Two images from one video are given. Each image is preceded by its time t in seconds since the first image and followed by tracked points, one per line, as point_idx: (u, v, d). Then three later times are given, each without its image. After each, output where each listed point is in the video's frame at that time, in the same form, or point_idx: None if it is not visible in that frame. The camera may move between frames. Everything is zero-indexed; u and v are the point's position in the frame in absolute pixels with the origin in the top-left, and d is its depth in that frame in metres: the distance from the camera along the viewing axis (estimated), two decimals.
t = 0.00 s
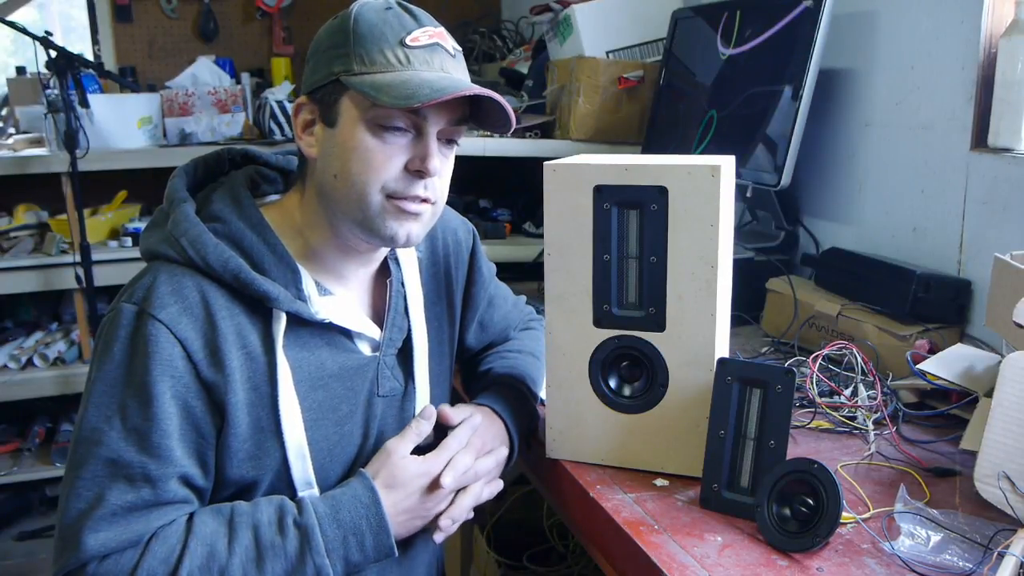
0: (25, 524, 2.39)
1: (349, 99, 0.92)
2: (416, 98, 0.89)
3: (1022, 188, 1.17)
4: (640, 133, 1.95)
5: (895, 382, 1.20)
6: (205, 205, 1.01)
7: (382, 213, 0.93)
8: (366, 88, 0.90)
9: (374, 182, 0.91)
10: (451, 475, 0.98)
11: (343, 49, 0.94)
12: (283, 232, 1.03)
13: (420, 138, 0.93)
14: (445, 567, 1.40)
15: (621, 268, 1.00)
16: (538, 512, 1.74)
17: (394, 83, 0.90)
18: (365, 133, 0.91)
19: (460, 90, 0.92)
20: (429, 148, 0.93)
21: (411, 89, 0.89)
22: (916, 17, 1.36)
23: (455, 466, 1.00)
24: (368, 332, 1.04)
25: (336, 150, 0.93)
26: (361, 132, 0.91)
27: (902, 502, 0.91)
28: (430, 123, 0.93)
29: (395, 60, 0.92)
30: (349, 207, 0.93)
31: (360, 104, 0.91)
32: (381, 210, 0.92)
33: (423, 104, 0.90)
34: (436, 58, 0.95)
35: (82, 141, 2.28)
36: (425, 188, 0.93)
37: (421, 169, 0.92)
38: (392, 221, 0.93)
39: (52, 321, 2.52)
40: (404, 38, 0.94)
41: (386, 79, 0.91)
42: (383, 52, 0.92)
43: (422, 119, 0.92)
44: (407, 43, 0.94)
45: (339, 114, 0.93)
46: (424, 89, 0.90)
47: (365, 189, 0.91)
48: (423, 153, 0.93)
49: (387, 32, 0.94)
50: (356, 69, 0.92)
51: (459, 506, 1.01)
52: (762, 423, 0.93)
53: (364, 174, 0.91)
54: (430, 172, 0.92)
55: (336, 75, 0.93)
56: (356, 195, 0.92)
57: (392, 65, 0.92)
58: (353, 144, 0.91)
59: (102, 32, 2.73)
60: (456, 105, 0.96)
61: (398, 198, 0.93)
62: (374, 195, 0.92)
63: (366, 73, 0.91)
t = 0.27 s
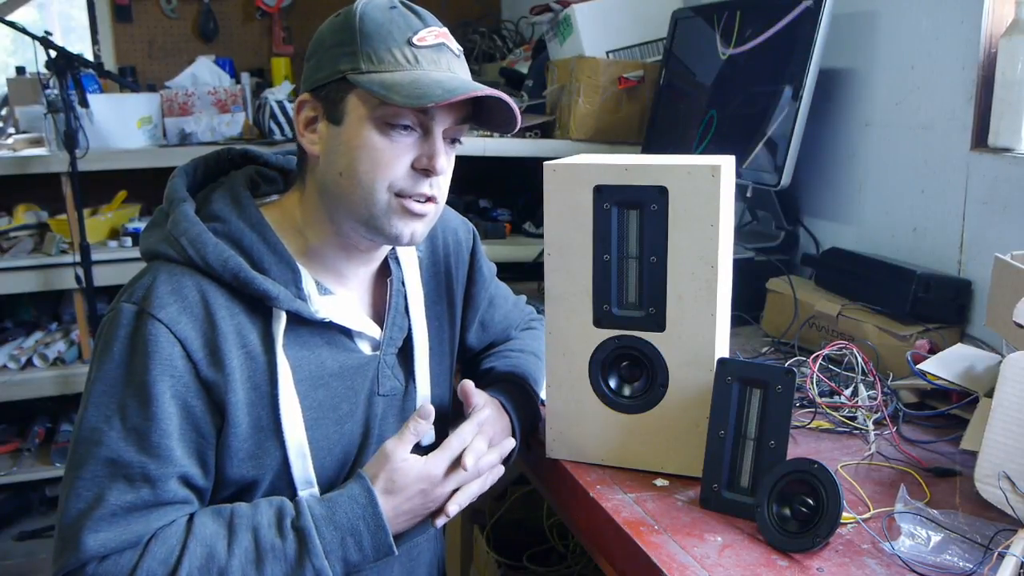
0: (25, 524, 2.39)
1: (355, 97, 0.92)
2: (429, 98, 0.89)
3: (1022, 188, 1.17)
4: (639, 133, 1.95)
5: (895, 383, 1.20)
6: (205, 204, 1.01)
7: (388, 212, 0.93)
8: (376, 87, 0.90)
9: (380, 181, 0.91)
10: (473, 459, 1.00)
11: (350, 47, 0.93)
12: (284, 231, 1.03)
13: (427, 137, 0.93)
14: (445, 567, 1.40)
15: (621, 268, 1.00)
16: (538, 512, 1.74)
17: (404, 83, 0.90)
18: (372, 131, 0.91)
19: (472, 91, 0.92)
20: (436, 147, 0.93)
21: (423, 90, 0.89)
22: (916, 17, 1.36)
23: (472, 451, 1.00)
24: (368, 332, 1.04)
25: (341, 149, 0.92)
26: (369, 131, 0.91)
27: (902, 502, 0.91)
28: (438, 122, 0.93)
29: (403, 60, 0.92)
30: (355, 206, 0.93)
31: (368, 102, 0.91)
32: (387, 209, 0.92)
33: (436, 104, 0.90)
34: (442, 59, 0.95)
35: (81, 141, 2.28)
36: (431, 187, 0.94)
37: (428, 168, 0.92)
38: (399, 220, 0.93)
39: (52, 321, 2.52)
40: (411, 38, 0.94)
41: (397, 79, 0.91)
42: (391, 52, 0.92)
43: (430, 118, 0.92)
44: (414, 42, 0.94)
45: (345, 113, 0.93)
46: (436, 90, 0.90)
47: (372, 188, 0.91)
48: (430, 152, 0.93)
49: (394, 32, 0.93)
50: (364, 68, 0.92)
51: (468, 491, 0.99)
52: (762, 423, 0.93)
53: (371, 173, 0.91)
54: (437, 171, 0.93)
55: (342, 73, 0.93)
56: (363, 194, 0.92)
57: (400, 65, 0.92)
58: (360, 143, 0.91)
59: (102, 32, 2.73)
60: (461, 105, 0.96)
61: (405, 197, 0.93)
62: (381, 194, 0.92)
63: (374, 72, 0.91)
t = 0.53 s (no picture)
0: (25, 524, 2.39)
1: (339, 92, 0.93)
2: (397, 83, 0.88)
3: (1022, 188, 1.17)
4: (640, 133, 1.95)
5: (895, 383, 1.20)
6: (206, 205, 1.02)
7: (369, 205, 0.92)
8: (352, 78, 0.90)
9: (360, 172, 0.91)
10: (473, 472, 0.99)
11: (335, 43, 0.94)
12: (284, 231, 1.03)
13: (408, 129, 0.93)
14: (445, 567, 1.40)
15: (621, 268, 1.00)
16: (538, 512, 1.74)
17: (379, 72, 0.90)
18: (352, 123, 0.91)
19: (441, 73, 0.91)
20: (416, 138, 0.92)
21: (392, 76, 0.89)
22: (916, 17, 1.36)
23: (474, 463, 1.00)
24: (369, 334, 1.04)
25: (326, 143, 0.93)
26: (349, 124, 0.92)
27: (902, 502, 0.91)
28: (418, 113, 0.93)
29: (382, 51, 0.92)
30: (339, 200, 0.93)
31: (348, 95, 0.92)
32: (368, 201, 0.92)
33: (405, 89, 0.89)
34: (423, 48, 0.94)
35: (82, 141, 2.28)
36: (412, 179, 0.93)
37: (407, 159, 0.92)
38: (380, 212, 0.93)
39: (52, 320, 2.52)
40: (393, 30, 0.94)
41: (371, 69, 0.91)
42: (371, 43, 0.92)
43: (409, 109, 0.92)
44: (396, 34, 0.93)
45: (330, 108, 0.93)
46: (405, 75, 0.89)
47: (352, 180, 0.92)
48: (410, 143, 0.92)
49: (377, 25, 0.94)
50: (345, 61, 0.92)
51: (469, 502, 1.00)
52: (763, 424, 0.93)
53: (351, 165, 0.91)
54: (417, 162, 0.92)
55: (327, 69, 0.94)
56: (345, 187, 0.92)
57: (379, 56, 0.92)
58: (342, 136, 0.92)
59: (102, 32, 2.73)
60: (447, 97, 0.96)
61: (386, 189, 0.93)
62: (361, 186, 0.92)
63: (353, 64, 0.91)
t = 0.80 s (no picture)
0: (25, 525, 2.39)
1: (335, 92, 0.92)
2: (391, 82, 0.88)
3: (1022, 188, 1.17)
4: (639, 133, 1.95)
5: (895, 383, 1.20)
6: (205, 204, 1.01)
7: (367, 205, 0.92)
8: (348, 78, 0.90)
9: (357, 172, 0.91)
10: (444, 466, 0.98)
11: (330, 42, 0.94)
12: (283, 231, 1.03)
13: (404, 128, 0.93)
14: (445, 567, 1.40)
15: (621, 268, 1.00)
16: (538, 512, 1.74)
17: (374, 71, 0.90)
18: (348, 124, 0.91)
19: (435, 73, 0.91)
20: (412, 137, 0.92)
21: (388, 75, 0.89)
22: (916, 17, 1.36)
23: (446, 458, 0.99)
24: (367, 332, 1.04)
25: (323, 143, 0.93)
26: (345, 123, 0.92)
27: (902, 502, 0.91)
28: (414, 113, 0.93)
29: (377, 50, 0.92)
30: (337, 200, 0.93)
31: (344, 95, 0.92)
32: (366, 201, 0.92)
33: (400, 88, 0.89)
34: (419, 48, 0.94)
35: (81, 141, 2.28)
36: (410, 178, 0.93)
37: (404, 159, 0.92)
38: (379, 211, 0.93)
39: (52, 321, 2.52)
40: (388, 29, 0.94)
41: (366, 69, 0.91)
42: (366, 43, 0.92)
43: (404, 109, 0.92)
44: (391, 33, 0.93)
45: (326, 108, 0.93)
46: (401, 74, 0.89)
47: (350, 180, 0.92)
48: (406, 142, 0.92)
49: (371, 24, 0.94)
50: (341, 60, 0.92)
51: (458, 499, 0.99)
52: (763, 423, 0.93)
53: (348, 165, 0.91)
54: (414, 161, 0.92)
55: (323, 68, 0.93)
56: (342, 187, 0.92)
57: (375, 55, 0.92)
58: (339, 136, 0.92)
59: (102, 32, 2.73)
60: (443, 96, 0.96)
61: (384, 189, 0.92)
62: (359, 186, 0.92)
63: (349, 63, 0.91)
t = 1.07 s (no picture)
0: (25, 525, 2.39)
1: (336, 93, 0.93)
2: (394, 86, 0.89)
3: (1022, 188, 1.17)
4: (639, 133, 1.95)
5: (895, 383, 1.20)
6: (204, 203, 1.01)
7: (368, 206, 0.92)
8: (350, 79, 0.90)
9: (358, 173, 0.91)
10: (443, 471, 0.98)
11: (331, 43, 0.94)
12: (281, 230, 1.03)
13: (405, 130, 0.93)
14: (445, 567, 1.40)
15: (621, 268, 1.00)
16: (538, 512, 1.74)
17: (375, 74, 0.90)
18: (349, 125, 0.91)
19: (437, 77, 0.91)
20: (413, 139, 0.93)
21: (390, 78, 0.89)
22: (916, 17, 1.36)
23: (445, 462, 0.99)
24: (366, 332, 1.04)
25: (324, 144, 0.93)
26: (346, 125, 0.92)
27: (902, 502, 0.91)
28: (415, 115, 0.93)
29: (379, 52, 0.92)
30: (337, 201, 0.93)
31: (346, 96, 0.92)
32: (367, 202, 0.92)
33: (402, 91, 0.89)
34: (420, 50, 0.94)
35: (81, 141, 2.28)
36: (411, 179, 0.93)
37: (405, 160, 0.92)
38: (379, 212, 0.93)
39: (52, 321, 2.52)
40: (390, 31, 0.94)
41: (368, 71, 0.90)
42: (367, 45, 0.92)
43: (406, 111, 0.92)
44: (392, 35, 0.93)
45: (327, 108, 0.93)
46: (403, 77, 0.89)
47: (350, 181, 0.92)
48: (407, 144, 0.92)
49: (372, 26, 0.93)
50: (342, 62, 0.92)
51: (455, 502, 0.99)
52: (762, 422, 0.93)
53: (349, 166, 0.91)
54: (415, 163, 0.92)
55: (324, 69, 0.93)
56: (343, 188, 0.92)
57: (376, 57, 0.92)
58: (340, 137, 0.92)
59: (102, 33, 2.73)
60: (444, 98, 0.96)
61: (385, 190, 0.92)
62: (359, 187, 0.92)
63: (350, 65, 0.91)
